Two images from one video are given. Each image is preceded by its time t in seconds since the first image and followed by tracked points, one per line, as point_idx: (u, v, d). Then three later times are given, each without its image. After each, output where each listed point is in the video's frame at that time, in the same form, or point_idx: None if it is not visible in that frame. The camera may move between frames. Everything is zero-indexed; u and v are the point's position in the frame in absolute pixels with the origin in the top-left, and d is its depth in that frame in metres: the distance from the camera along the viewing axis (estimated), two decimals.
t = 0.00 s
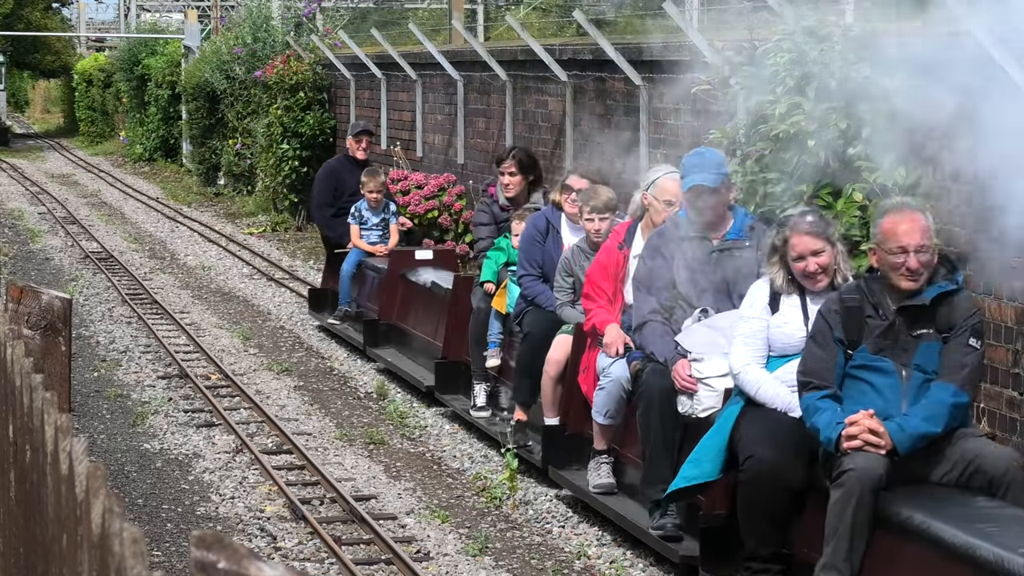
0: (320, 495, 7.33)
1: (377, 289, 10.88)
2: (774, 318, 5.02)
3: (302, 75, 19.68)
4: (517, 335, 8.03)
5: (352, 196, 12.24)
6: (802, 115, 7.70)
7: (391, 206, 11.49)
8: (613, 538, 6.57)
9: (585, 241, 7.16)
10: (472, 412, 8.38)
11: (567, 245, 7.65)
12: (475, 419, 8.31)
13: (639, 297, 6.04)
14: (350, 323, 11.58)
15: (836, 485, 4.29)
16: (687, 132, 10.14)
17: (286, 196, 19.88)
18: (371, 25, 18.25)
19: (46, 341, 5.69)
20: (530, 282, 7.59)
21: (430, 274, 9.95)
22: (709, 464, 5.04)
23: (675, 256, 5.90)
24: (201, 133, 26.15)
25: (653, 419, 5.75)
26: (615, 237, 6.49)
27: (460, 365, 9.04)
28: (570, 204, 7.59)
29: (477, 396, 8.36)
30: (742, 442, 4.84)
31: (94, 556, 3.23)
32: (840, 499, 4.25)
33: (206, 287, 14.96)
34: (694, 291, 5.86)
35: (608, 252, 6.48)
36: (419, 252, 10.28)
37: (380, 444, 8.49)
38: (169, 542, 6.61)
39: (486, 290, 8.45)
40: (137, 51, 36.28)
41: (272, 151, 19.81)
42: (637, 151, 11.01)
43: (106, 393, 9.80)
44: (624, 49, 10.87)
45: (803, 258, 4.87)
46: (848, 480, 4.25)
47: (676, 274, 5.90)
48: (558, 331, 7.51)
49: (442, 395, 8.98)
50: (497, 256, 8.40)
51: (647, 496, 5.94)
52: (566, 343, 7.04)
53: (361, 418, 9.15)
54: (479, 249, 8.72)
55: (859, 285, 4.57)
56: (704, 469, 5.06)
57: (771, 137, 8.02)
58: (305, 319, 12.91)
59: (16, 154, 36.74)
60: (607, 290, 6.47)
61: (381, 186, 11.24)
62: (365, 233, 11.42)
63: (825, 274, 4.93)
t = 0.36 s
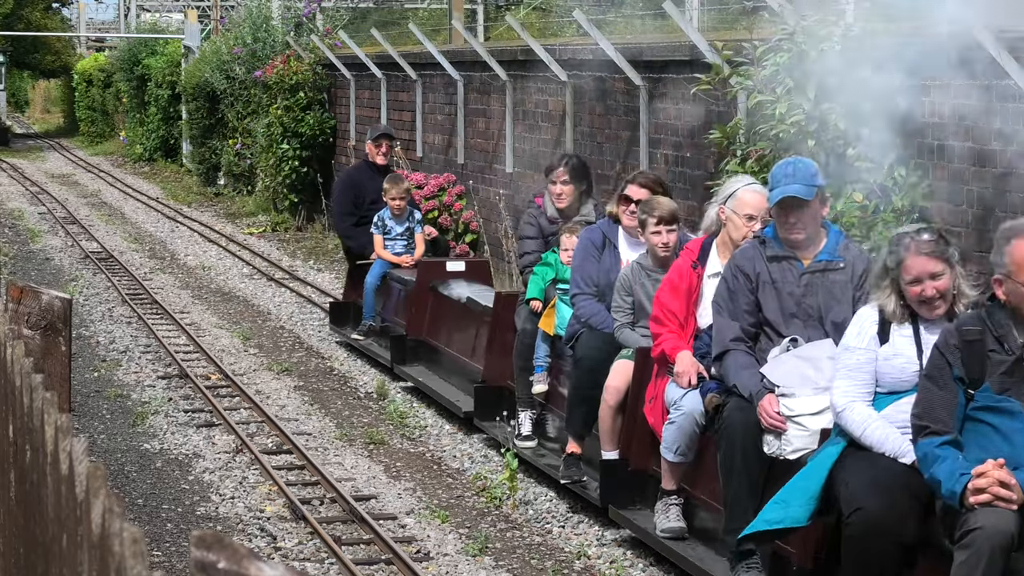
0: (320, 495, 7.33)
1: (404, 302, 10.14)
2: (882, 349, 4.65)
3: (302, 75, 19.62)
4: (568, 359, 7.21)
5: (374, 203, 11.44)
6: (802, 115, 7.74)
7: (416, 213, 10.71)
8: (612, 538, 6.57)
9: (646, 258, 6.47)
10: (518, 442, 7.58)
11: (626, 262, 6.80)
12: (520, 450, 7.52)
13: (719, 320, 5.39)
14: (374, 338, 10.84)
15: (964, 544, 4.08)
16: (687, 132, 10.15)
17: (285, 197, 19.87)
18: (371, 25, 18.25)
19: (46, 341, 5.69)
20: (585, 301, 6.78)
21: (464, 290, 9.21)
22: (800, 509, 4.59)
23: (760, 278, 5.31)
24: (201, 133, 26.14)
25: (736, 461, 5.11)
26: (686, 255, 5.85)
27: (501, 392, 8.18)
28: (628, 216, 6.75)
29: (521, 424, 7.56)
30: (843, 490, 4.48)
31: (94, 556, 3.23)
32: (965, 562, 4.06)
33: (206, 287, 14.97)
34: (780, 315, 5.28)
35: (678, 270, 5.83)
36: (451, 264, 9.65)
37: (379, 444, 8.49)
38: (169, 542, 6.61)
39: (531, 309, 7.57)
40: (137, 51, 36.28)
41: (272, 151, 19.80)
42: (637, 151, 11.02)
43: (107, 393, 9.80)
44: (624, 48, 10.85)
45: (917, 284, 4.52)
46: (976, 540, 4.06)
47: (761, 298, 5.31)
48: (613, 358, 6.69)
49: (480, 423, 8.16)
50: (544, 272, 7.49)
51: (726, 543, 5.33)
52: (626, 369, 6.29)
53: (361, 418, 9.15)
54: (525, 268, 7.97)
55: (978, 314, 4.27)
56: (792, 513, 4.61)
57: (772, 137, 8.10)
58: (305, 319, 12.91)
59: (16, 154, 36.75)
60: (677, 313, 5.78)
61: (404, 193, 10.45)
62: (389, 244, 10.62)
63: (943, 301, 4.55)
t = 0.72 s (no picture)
0: (320, 495, 7.33)
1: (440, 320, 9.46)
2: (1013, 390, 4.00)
3: (302, 75, 19.57)
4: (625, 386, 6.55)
5: (402, 209, 10.80)
6: (803, 113, 7.73)
7: (444, 221, 10.10)
8: (613, 538, 6.57)
9: (721, 277, 5.78)
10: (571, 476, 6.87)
11: (697, 281, 6.16)
12: (573, 485, 6.82)
13: (818, 351, 4.72)
14: (405, 356, 10.21)
15: None
16: (687, 132, 10.15)
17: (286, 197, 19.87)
18: (371, 25, 18.25)
19: (46, 341, 5.68)
20: (650, 325, 6.09)
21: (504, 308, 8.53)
22: None
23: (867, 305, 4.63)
24: (201, 133, 26.14)
25: (839, 512, 4.45)
26: (771, 278, 5.18)
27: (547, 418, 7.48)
28: (699, 232, 6.14)
29: (574, 457, 6.86)
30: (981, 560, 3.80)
31: (94, 556, 3.23)
32: None
33: (206, 287, 14.97)
34: (888, 348, 4.62)
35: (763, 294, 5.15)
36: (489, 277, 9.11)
37: (380, 444, 8.49)
38: (168, 542, 6.62)
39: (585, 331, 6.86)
40: (137, 51, 36.29)
41: (272, 151, 19.79)
42: (637, 151, 11.02)
43: (106, 393, 9.81)
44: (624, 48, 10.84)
45: None
46: None
47: (868, 327, 4.64)
48: (682, 389, 5.98)
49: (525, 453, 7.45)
50: (599, 291, 6.74)
51: None
52: (700, 404, 5.66)
53: (361, 418, 9.15)
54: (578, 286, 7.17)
55: None
56: None
57: (772, 137, 8.05)
58: (305, 319, 12.91)
59: (17, 154, 36.76)
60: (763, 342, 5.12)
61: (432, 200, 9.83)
62: (417, 254, 10.05)
63: None
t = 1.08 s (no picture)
0: (320, 495, 7.33)
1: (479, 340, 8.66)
2: None
3: (302, 75, 19.53)
4: (696, 418, 5.84)
5: (432, 217, 10.01)
6: (802, 113, 7.70)
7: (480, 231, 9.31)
8: (612, 538, 6.57)
9: (814, 303, 5.06)
10: (633, 516, 6.12)
11: (784, 308, 5.46)
12: (636, 527, 6.07)
13: (937, 392, 4.09)
14: (437, 376, 9.42)
15: None
16: (687, 132, 10.15)
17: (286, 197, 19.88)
18: (371, 26, 18.28)
19: (46, 341, 5.68)
20: (732, 355, 5.39)
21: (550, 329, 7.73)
22: None
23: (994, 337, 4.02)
24: (201, 133, 26.15)
25: None
26: (872, 306, 4.55)
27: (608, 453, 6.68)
28: (788, 252, 5.45)
29: (638, 495, 6.11)
30: None
31: (94, 555, 3.23)
32: None
33: (206, 286, 14.97)
34: (1018, 386, 3.99)
35: (863, 325, 4.51)
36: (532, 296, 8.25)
37: (380, 444, 8.49)
38: (168, 542, 6.62)
39: (649, 359, 6.11)
40: (137, 51, 36.29)
41: (272, 151, 19.77)
42: (637, 151, 11.02)
43: (106, 393, 9.81)
44: (624, 48, 10.86)
45: None
46: None
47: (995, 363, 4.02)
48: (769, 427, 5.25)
49: (580, 488, 6.67)
50: (666, 313, 6.03)
51: None
52: (791, 444, 4.91)
53: (361, 418, 9.16)
54: (642, 309, 6.43)
55: None
56: None
57: (772, 137, 8.07)
58: (305, 319, 12.91)
59: (17, 154, 36.76)
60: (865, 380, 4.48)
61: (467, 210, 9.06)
62: (450, 266, 9.28)
63: None
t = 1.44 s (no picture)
0: (320, 495, 7.32)
1: (524, 364, 7.99)
2: None
3: (302, 75, 19.50)
4: (782, 459, 5.20)
5: (466, 229, 9.26)
6: (802, 113, 7.68)
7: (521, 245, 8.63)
8: (612, 538, 6.58)
9: (927, 333, 4.38)
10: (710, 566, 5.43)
11: (890, 339, 4.78)
12: None
13: None
14: (476, 401, 8.71)
15: None
16: (687, 132, 10.15)
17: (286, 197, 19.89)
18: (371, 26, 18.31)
19: (46, 340, 5.66)
20: (830, 392, 4.75)
21: (604, 353, 7.07)
22: None
23: None
24: (201, 133, 26.14)
25: None
26: (995, 340, 3.92)
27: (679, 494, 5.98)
28: (895, 277, 4.73)
29: (714, 543, 5.42)
30: None
31: (94, 555, 3.23)
32: None
33: (206, 286, 14.97)
34: None
35: (988, 362, 3.87)
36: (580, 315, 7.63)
37: (380, 444, 8.49)
38: (168, 542, 6.62)
39: (729, 391, 5.46)
40: (137, 51, 36.28)
41: (272, 151, 19.78)
42: (637, 152, 11.02)
43: (106, 393, 9.81)
44: (624, 48, 10.86)
45: None
46: None
47: None
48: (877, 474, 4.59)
49: (645, 532, 6.00)
50: (747, 341, 5.37)
51: None
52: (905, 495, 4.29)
53: (361, 418, 9.15)
54: (719, 335, 5.73)
55: None
56: None
57: (772, 137, 8.08)
58: (305, 319, 12.90)
59: (17, 154, 36.77)
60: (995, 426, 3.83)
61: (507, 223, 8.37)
62: (488, 282, 8.59)
63: None
